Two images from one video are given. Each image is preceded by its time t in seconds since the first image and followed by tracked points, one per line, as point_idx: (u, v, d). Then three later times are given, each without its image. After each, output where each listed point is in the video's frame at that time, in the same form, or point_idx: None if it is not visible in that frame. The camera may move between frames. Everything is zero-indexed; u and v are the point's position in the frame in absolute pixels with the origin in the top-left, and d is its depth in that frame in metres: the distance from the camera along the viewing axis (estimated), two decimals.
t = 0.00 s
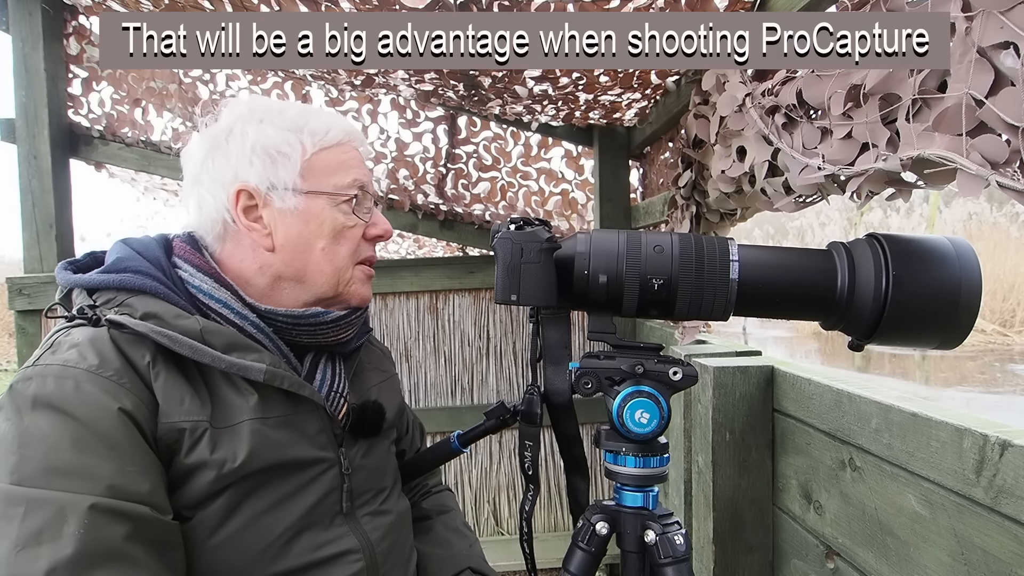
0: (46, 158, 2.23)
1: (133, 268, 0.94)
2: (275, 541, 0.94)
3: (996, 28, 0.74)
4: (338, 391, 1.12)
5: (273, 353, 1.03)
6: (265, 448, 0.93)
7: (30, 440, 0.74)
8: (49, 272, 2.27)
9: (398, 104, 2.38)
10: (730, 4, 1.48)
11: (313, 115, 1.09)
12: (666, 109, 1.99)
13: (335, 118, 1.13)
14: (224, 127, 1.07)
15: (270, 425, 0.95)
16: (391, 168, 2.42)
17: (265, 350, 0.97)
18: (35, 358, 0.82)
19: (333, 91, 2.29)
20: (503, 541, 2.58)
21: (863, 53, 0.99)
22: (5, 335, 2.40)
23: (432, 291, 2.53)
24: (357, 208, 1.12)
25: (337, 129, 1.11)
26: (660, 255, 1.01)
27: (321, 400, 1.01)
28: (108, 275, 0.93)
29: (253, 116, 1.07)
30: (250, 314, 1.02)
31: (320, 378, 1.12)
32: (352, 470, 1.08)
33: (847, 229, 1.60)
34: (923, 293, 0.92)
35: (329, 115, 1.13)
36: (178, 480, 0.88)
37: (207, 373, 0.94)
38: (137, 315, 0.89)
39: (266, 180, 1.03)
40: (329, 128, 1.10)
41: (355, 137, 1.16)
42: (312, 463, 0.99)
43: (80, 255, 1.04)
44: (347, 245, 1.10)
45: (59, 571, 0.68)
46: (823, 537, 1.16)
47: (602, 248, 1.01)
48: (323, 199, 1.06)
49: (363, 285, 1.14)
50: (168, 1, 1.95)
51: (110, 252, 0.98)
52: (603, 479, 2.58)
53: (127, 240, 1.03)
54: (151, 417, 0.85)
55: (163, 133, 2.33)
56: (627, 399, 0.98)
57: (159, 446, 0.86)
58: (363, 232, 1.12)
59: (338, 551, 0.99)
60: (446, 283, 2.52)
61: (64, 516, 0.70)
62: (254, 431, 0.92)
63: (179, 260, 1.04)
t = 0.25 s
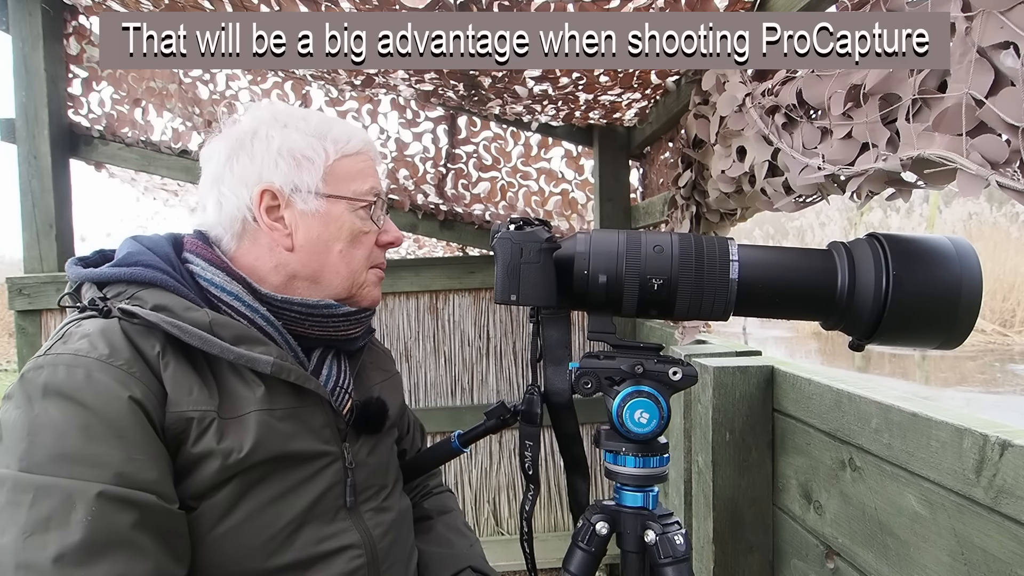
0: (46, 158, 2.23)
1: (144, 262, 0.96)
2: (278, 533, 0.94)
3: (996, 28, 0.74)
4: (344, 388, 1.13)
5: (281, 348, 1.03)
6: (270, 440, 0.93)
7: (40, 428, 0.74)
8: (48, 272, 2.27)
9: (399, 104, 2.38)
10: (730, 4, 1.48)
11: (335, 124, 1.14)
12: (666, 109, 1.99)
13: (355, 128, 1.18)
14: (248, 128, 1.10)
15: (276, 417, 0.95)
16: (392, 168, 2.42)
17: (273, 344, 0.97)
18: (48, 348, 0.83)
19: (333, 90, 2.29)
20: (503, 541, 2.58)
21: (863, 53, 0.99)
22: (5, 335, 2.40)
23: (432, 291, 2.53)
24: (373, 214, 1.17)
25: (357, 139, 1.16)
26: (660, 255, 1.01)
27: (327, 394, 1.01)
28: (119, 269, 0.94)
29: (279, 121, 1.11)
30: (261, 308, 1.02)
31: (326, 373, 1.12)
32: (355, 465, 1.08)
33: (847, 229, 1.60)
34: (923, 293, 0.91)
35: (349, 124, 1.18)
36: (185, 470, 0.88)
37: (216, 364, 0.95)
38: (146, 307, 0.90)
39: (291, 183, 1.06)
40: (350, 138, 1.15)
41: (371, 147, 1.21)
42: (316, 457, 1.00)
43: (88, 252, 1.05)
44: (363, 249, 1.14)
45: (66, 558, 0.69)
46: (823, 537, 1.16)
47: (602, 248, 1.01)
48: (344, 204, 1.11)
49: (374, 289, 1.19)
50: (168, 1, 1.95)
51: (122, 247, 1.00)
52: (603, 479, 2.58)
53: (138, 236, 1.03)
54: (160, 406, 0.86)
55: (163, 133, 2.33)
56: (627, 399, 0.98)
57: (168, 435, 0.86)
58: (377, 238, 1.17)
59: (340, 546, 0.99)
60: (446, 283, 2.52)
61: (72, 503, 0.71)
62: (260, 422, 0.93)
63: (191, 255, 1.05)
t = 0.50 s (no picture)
0: (46, 158, 2.23)
1: (152, 259, 0.96)
2: (282, 529, 0.94)
3: (995, 28, 0.74)
4: (348, 387, 1.13)
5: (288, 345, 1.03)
6: (275, 435, 0.94)
7: (48, 421, 0.74)
8: (48, 272, 2.27)
9: (399, 104, 2.38)
10: (730, 4, 1.48)
11: (349, 131, 1.15)
12: (666, 109, 1.99)
13: (368, 135, 1.19)
14: (265, 130, 1.11)
15: (282, 413, 0.96)
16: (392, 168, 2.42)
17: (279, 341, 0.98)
18: (57, 342, 0.83)
19: (333, 90, 2.29)
20: (502, 541, 2.58)
21: (864, 53, 0.99)
22: (4, 336, 2.41)
23: (432, 291, 2.53)
24: (381, 222, 1.18)
25: (370, 147, 1.17)
26: (660, 255, 1.01)
27: (331, 392, 1.02)
28: (128, 266, 0.94)
29: (297, 125, 1.11)
30: (268, 305, 1.02)
31: (331, 372, 1.13)
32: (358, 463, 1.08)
33: (847, 229, 1.60)
34: (924, 294, 0.91)
35: (362, 132, 1.18)
36: (190, 465, 0.89)
37: (223, 360, 0.96)
38: (154, 303, 0.91)
39: (303, 187, 1.07)
40: (363, 145, 1.16)
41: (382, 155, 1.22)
42: (319, 454, 1.00)
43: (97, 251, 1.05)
44: (369, 256, 1.15)
45: (73, 550, 0.69)
46: (823, 537, 1.16)
47: (602, 248, 1.01)
48: (354, 211, 1.12)
49: (378, 294, 1.20)
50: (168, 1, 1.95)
51: (130, 244, 1.00)
52: (603, 479, 2.58)
53: (147, 234, 1.03)
54: (166, 401, 0.86)
55: (163, 133, 2.32)
56: (627, 399, 0.98)
57: (174, 430, 0.87)
58: (382, 245, 1.18)
59: (343, 543, 0.99)
60: (446, 283, 2.52)
61: (80, 496, 0.71)
62: (266, 418, 0.93)
63: (199, 253, 1.05)
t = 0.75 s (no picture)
0: (46, 158, 2.23)
1: (155, 259, 0.96)
2: (283, 528, 0.94)
3: (995, 28, 0.74)
4: (349, 387, 1.13)
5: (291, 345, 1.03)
6: (277, 434, 0.94)
7: (51, 419, 0.74)
8: (48, 272, 2.27)
9: (399, 104, 2.38)
10: (730, 4, 1.48)
11: (352, 132, 1.15)
12: (666, 109, 1.99)
13: (371, 137, 1.19)
14: (269, 131, 1.11)
15: (283, 412, 0.96)
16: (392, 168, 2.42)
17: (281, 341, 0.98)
18: (60, 342, 0.83)
19: (333, 90, 2.29)
20: (502, 542, 2.58)
21: (863, 53, 0.99)
22: (4, 336, 2.41)
23: (432, 291, 2.53)
24: (383, 223, 1.18)
25: (373, 149, 1.17)
26: (660, 256, 1.01)
27: (333, 391, 1.02)
28: (131, 266, 0.94)
29: (300, 126, 1.12)
30: (271, 305, 1.02)
31: (332, 372, 1.13)
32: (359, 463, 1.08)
33: (847, 229, 1.60)
34: (924, 293, 0.91)
35: (365, 133, 1.19)
36: (192, 464, 0.89)
37: (224, 360, 0.96)
38: (157, 302, 0.91)
39: (306, 188, 1.07)
40: (366, 147, 1.16)
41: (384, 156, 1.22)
42: (320, 454, 1.00)
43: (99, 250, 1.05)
44: (371, 257, 1.16)
45: (75, 548, 0.69)
46: (823, 537, 1.16)
47: (602, 249, 1.01)
48: (356, 213, 1.12)
49: (380, 296, 1.20)
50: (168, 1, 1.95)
51: (133, 244, 1.00)
52: (603, 479, 2.58)
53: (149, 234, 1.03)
54: (169, 400, 0.86)
55: (163, 133, 2.32)
56: (627, 399, 0.98)
57: (176, 429, 0.87)
58: (385, 246, 1.18)
59: (343, 543, 0.99)
60: (446, 283, 2.52)
61: (81, 494, 0.71)
62: (268, 417, 0.93)
63: (201, 253, 1.05)
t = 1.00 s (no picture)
0: (46, 158, 2.23)
1: (154, 259, 0.96)
2: (283, 528, 0.94)
3: (995, 28, 0.74)
4: (348, 387, 1.13)
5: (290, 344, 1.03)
6: (276, 435, 0.94)
7: (50, 419, 0.74)
8: (48, 272, 2.27)
9: (399, 104, 2.38)
10: (730, 4, 1.48)
11: (349, 132, 1.15)
12: (666, 109, 1.99)
13: (369, 136, 1.19)
14: (267, 131, 1.11)
15: (283, 412, 0.96)
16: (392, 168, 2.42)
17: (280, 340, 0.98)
18: (59, 342, 0.83)
19: (333, 90, 2.29)
20: (502, 542, 2.58)
21: (863, 53, 0.99)
22: (5, 336, 2.41)
23: (432, 291, 2.53)
24: (381, 222, 1.18)
25: (370, 148, 1.18)
26: (660, 256, 1.01)
27: (333, 391, 1.02)
28: (129, 266, 0.94)
29: (298, 126, 1.12)
30: (270, 305, 1.02)
31: (331, 372, 1.13)
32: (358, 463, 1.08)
33: (847, 229, 1.60)
34: (924, 293, 0.91)
35: (363, 132, 1.18)
36: (191, 464, 0.89)
37: (223, 360, 0.96)
38: (157, 303, 0.91)
39: (304, 188, 1.07)
40: (365, 146, 1.16)
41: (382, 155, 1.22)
42: (320, 454, 1.00)
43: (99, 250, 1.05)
44: (369, 256, 1.16)
45: (74, 548, 0.69)
46: (823, 537, 1.16)
47: (602, 249, 1.01)
48: (354, 211, 1.12)
49: (377, 295, 1.20)
50: (168, 1, 1.95)
51: (132, 244, 0.99)
52: (603, 479, 2.58)
53: (148, 233, 1.03)
54: (168, 400, 0.86)
55: (163, 133, 2.32)
56: (627, 399, 0.98)
57: (176, 429, 0.87)
58: (383, 245, 1.18)
59: (343, 542, 0.99)
60: (446, 283, 2.52)
61: (81, 494, 0.71)
62: (267, 417, 0.93)
63: (200, 253, 1.05)
